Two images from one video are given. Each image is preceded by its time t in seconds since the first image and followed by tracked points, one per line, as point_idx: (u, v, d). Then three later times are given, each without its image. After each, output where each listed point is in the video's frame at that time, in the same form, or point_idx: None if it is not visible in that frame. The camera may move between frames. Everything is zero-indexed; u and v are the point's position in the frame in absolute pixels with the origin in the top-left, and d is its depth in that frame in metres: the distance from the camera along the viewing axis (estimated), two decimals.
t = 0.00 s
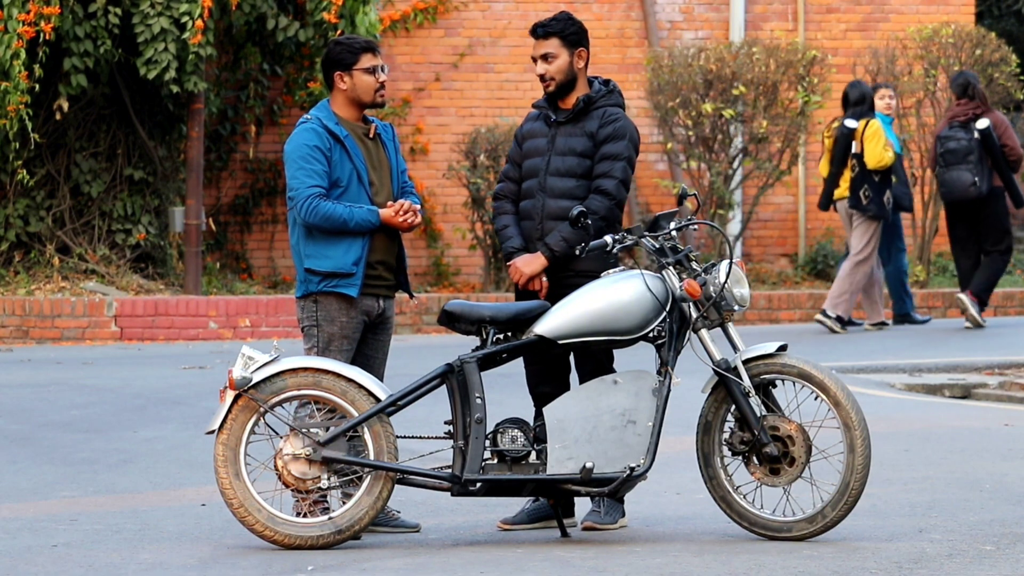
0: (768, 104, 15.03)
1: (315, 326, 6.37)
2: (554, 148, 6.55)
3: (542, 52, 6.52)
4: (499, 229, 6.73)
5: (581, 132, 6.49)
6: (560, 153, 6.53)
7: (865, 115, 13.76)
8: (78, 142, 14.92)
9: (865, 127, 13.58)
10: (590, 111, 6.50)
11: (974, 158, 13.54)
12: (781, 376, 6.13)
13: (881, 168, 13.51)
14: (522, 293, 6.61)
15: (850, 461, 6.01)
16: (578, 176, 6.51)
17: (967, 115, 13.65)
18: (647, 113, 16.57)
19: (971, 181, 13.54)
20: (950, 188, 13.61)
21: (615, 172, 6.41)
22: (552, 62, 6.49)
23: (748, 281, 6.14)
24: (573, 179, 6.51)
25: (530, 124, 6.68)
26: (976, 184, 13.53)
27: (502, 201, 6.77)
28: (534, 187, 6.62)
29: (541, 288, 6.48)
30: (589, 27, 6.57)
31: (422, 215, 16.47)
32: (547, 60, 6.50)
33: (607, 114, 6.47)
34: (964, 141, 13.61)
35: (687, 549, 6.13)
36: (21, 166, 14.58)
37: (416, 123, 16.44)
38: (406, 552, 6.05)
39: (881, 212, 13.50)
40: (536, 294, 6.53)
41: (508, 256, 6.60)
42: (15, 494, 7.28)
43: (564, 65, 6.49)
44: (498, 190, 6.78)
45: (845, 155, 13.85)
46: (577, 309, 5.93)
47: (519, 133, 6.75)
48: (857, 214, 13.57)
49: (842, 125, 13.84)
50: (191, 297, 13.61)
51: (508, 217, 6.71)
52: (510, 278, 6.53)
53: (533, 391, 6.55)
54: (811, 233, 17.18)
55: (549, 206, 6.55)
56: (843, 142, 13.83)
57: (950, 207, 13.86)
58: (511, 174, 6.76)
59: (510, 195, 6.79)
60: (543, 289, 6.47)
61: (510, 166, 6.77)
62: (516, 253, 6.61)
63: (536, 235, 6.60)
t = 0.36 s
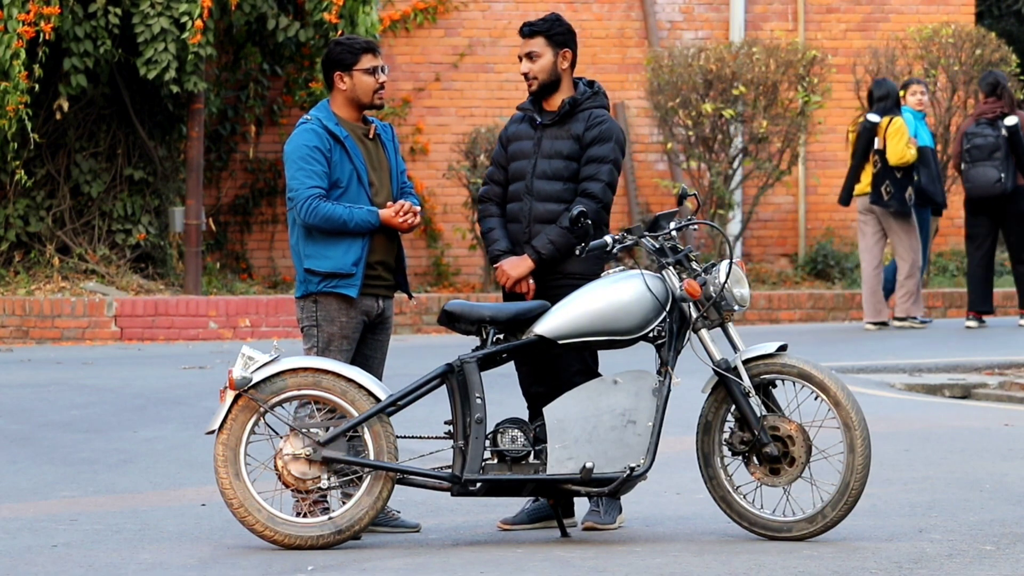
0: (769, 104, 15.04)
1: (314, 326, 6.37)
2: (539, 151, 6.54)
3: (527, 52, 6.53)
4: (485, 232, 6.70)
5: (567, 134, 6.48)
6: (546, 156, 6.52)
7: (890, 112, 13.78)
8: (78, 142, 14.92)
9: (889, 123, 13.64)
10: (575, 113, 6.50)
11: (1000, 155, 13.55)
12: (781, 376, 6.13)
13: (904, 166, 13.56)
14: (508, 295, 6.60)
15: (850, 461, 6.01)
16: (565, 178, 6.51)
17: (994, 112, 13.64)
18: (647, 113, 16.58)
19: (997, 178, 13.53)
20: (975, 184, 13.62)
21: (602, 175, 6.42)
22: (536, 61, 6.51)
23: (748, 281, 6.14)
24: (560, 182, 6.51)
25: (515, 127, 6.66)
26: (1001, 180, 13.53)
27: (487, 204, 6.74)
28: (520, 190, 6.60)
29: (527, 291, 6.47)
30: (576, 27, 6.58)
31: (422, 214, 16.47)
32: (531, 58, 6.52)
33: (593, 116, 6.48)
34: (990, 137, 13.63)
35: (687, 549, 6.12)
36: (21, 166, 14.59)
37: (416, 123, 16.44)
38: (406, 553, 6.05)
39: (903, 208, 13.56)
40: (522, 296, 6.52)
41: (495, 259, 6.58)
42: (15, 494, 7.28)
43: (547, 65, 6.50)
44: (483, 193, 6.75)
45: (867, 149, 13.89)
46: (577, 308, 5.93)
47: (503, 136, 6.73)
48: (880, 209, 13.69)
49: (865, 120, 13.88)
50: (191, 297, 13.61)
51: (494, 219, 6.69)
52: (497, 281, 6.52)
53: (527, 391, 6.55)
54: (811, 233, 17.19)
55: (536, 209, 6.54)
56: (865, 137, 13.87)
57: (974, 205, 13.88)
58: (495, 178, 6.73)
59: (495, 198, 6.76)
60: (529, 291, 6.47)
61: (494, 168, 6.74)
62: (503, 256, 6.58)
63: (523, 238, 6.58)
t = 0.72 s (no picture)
0: (769, 104, 15.05)
1: (316, 327, 6.37)
2: (536, 152, 6.54)
3: (528, 52, 6.53)
4: (480, 232, 6.69)
5: (564, 135, 6.49)
6: (543, 157, 6.52)
7: (923, 113, 13.94)
8: (78, 142, 14.92)
9: (923, 126, 13.83)
10: (572, 115, 6.50)
11: None
12: (781, 376, 6.13)
13: (938, 168, 13.75)
14: (504, 296, 6.60)
15: (850, 461, 6.01)
16: (561, 179, 6.50)
17: None
18: (647, 113, 16.58)
19: None
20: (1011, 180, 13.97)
21: (599, 177, 6.43)
22: (535, 62, 6.50)
23: (748, 281, 6.14)
24: (556, 183, 6.51)
25: (510, 126, 6.65)
26: None
27: (483, 203, 6.73)
28: (516, 190, 6.60)
29: (525, 292, 6.48)
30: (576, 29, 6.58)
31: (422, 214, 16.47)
32: (531, 59, 6.52)
33: (590, 117, 6.48)
34: None
35: (687, 549, 6.12)
36: (21, 166, 14.59)
37: (416, 123, 16.44)
38: (407, 553, 6.05)
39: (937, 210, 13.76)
40: (519, 297, 6.53)
41: (491, 259, 6.57)
42: (15, 494, 7.28)
43: (546, 67, 6.49)
44: (478, 193, 6.74)
45: (901, 151, 14.06)
46: (577, 308, 5.93)
47: (498, 135, 6.72)
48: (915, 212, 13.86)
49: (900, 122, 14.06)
50: (191, 297, 13.62)
51: (489, 219, 6.68)
52: (493, 282, 6.52)
53: (523, 391, 6.56)
54: (812, 233, 17.19)
55: (533, 209, 6.53)
56: (899, 139, 14.05)
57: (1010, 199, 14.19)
58: (491, 178, 6.72)
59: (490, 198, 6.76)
60: (526, 293, 6.48)
61: (489, 168, 6.73)
62: (499, 256, 6.58)
63: (519, 239, 6.58)
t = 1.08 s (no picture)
0: (769, 104, 15.05)
1: (322, 327, 6.37)
2: (536, 152, 6.54)
3: (525, 55, 6.49)
4: (484, 232, 6.70)
5: (564, 134, 6.49)
6: (543, 156, 6.53)
7: (953, 111, 14.03)
8: (78, 142, 14.91)
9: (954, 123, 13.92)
10: (571, 113, 6.50)
11: None
12: (781, 376, 6.13)
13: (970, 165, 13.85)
14: (506, 296, 6.60)
15: (850, 461, 6.01)
16: (561, 178, 6.51)
17: None
18: (647, 113, 16.58)
19: None
20: None
21: (598, 175, 6.42)
22: (534, 64, 6.48)
23: (748, 281, 6.14)
24: (556, 181, 6.51)
25: (512, 127, 6.66)
26: None
27: (486, 204, 6.74)
28: (518, 190, 6.61)
29: (527, 292, 6.48)
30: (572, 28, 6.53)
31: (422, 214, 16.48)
32: (529, 62, 6.49)
33: (589, 115, 6.48)
34: None
35: (687, 549, 6.12)
36: (21, 166, 14.58)
37: (416, 123, 16.45)
38: (406, 553, 6.05)
39: (971, 206, 13.83)
40: (521, 297, 6.53)
41: (494, 260, 6.58)
42: (15, 494, 7.29)
43: (545, 68, 6.48)
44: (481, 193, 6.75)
45: (932, 148, 14.12)
46: (577, 308, 5.93)
47: (500, 136, 6.73)
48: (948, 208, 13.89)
49: (932, 120, 14.13)
50: (191, 297, 13.62)
51: (492, 220, 6.69)
52: (495, 283, 6.51)
53: (526, 391, 6.56)
54: (811, 233, 17.19)
55: (533, 209, 6.54)
56: (931, 136, 14.11)
57: None
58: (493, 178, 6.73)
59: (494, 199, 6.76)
60: (529, 293, 6.48)
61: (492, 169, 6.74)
62: (502, 257, 6.58)
63: (521, 239, 6.59)
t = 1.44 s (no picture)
0: (769, 104, 15.06)
1: (317, 326, 6.36)
2: (538, 152, 6.54)
3: (528, 61, 6.42)
4: (484, 233, 6.69)
5: (566, 134, 6.48)
6: (545, 156, 6.53)
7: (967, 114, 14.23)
8: (78, 142, 14.91)
9: (968, 126, 14.11)
10: (572, 113, 6.50)
11: None
12: (781, 376, 6.13)
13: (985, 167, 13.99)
14: (509, 296, 6.58)
15: (850, 461, 6.01)
16: (564, 177, 6.51)
17: None
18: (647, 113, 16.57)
19: None
20: None
21: (601, 174, 6.43)
22: (541, 69, 6.42)
23: (748, 281, 6.14)
24: (559, 181, 6.52)
25: (511, 127, 6.65)
26: None
27: (486, 205, 6.73)
28: (519, 190, 6.60)
29: (531, 292, 6.45)
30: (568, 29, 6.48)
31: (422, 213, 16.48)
32: (536, 67, 6.42)
33: (590, 114, 6.48)
34: None
35: (687, 549, 6.12)
36: (22, 166, 14.58)
37: (416, 123, 16.45)
38: (406, 553, 6.05)
39: (985, 209, 13.99)
40: (525, 297, 6.51)
41: (497, 261, 6.57)
42: (15, 494, 7.28)
43: (552, 72, 6.44)
44: (481, 194, 6.74)
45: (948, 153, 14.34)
46: (577, 308, 5.93)
47: (499, 137, 6.73)
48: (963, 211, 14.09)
49: (946, 124, 14.36)
50: (191, 297, 13.62)
51: (493, 220, 6.68)
52: (499, 283, 6.48)
53: (527, 391, 6.55)
54: (811, 233, 17.20)
55: (536, 209, 6.54)
56: (946, 140, 14.41)
57: None
58: (493, 179, 6.72)
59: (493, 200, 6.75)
60: (533, 293, 6.45)
61: (492, 170, 6.73)
62: (504, 257, 6.58)
63: (523, 239, 6.59)
